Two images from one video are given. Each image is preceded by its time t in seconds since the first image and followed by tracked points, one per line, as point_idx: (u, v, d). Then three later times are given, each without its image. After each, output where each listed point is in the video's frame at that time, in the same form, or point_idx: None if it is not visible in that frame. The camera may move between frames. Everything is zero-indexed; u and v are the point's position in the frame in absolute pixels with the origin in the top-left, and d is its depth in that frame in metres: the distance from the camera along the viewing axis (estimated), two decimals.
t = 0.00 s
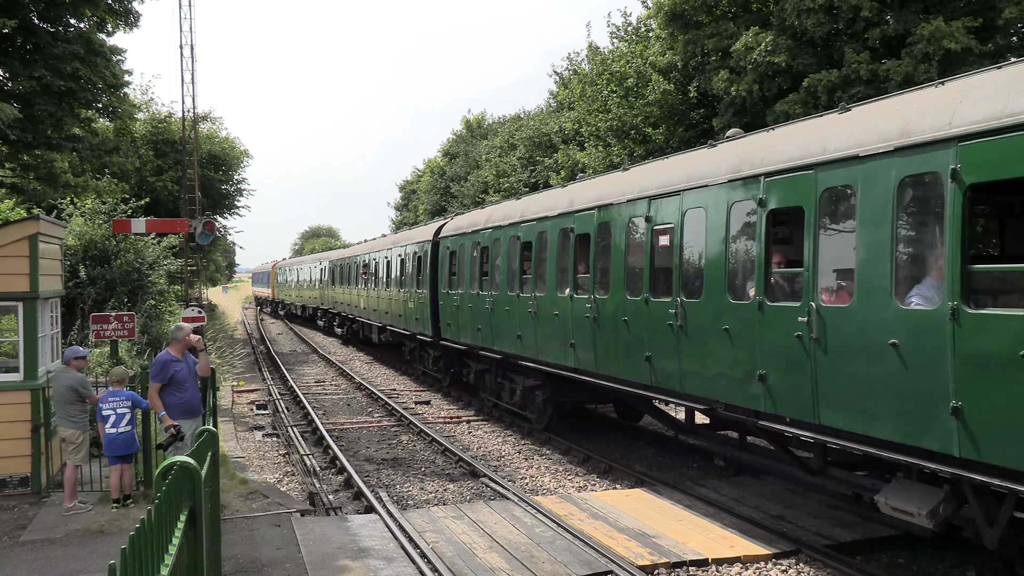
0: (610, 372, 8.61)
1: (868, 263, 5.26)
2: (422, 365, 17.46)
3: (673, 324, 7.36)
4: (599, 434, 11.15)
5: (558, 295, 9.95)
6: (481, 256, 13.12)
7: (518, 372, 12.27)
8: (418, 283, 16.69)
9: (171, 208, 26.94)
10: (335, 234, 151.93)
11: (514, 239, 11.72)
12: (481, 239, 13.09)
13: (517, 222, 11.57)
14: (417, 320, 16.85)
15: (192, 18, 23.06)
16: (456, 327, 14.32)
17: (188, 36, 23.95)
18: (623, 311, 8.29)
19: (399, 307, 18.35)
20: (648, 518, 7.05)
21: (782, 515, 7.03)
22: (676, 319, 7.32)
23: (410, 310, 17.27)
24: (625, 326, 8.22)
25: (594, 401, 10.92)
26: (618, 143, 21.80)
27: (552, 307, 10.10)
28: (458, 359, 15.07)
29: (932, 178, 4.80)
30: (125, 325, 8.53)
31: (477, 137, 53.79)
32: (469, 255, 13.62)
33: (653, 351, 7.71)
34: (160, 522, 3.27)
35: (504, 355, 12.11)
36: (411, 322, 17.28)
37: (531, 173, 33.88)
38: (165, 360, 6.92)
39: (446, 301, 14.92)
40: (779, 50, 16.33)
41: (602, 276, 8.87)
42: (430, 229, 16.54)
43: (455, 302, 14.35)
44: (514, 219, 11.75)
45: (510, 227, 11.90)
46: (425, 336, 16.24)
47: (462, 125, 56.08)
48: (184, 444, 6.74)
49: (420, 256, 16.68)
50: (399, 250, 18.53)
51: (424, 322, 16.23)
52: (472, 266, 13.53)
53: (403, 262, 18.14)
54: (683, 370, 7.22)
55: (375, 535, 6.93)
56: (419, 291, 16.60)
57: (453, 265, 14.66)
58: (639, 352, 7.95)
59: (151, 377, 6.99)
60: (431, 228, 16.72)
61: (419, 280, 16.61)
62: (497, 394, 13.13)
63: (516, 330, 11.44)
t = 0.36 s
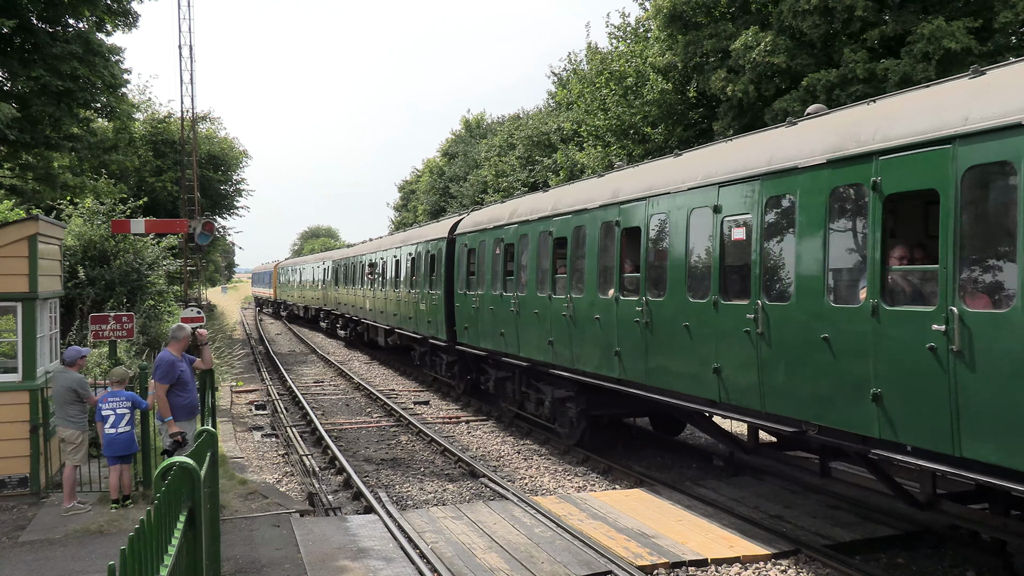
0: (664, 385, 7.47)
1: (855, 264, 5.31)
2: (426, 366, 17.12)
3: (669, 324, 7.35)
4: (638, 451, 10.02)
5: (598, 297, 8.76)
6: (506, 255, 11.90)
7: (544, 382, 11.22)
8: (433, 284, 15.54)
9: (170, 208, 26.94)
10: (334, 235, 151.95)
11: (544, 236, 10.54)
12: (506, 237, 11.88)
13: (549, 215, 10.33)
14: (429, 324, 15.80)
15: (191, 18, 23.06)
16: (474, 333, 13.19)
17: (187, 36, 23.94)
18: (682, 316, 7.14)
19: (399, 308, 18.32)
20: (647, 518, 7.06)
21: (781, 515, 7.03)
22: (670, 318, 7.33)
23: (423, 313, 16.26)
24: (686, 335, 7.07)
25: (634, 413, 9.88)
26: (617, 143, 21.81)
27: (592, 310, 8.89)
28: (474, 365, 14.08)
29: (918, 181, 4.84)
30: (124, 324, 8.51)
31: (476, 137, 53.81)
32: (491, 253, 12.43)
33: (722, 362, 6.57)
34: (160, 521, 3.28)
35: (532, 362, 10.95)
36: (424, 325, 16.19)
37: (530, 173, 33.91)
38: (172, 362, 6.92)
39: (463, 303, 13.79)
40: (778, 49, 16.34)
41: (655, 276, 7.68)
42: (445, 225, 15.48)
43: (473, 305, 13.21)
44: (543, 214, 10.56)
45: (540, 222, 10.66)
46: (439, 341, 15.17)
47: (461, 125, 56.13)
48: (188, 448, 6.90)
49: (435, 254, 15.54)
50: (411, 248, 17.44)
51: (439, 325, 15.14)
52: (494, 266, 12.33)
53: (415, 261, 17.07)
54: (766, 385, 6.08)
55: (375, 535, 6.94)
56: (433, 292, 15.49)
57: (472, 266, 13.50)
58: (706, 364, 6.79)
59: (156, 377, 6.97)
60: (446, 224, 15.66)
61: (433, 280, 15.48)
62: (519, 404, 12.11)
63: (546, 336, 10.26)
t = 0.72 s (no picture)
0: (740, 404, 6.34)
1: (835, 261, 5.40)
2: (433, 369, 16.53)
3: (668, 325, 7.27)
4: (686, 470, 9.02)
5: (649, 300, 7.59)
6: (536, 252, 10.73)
7: (577, 392, 10.16)
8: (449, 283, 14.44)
9: (170, 208, 26.94)
10: (333, 235, 152.11)
11: (581, 230, 9.34)
12: (535, 233, 10.71)
13: (571, 211, 9.58)
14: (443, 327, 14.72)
15: (190, 17, 23.05)
16: (498, 338, 12.04)
17: (186, 36, 23.97)
18: (764, 324, 6.03)
19: (399, 308, 18.29)
20: (646, 518, 7.06)
21: (779, 515, 7.04)
22: (672, 320, 7.18)
23: (436, 315, 15.19)
24: (772, 347, 5.94)
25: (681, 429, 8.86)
26: (617, 143, 21.83)
27: (643, 315, 7.72)
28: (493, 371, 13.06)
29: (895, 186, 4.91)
30: (123, 324, 8.50)
31: (475, 137, 53.84)
32: (517, 249, 11.24)
33: (819, 378, 5.46)
34: (159, 522, 3.28)
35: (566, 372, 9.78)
36: (437, 328, 15.09)
37: (529, 172, 33.96)
38: (175, 361, 6.91)
39: (484, 304, 12.66)
40: (777, 49, 16.36)
41: (725, 276, 6.55)
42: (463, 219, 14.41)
43: (497, 308, 12.04)
44: (578, 206, 9.36)
45: (576, 215, 9.44)
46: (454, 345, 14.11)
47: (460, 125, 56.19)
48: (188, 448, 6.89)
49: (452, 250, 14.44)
50: (424, 244, 16.35)
51: (456, 329, 14.03)
52: (521, 265, 11.14)
53: (428, 258, 15.98)
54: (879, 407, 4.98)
55: (373, 535, 6.94)
56: (448, 291, 14.41)
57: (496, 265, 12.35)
58: (801, 381, 5.64)
59: (159, 376, 6.95)
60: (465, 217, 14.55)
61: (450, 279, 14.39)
62: (546, 416, 11.09)
63: (585, 344, 9.04)
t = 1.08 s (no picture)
0: (852, 428, 5.20)
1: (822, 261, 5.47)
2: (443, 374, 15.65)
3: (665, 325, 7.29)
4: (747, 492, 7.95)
5: (725, 304, 6.44)
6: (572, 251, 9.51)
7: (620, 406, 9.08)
8: (466, 285, 13.23)
9: (169, 208, 26.90)
10: (332, 235, 152.14)
11: (628, 224, 8.11)
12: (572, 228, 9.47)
13: (566, 212, 9.61)
14: (459, 332, 13.58)
15: (190, 16, 23.04)
16: (525, 345, 10.85)
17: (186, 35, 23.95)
18: (885, 332, 4.91)
19: (395, 308, 18.18)
20: (646, 518, 7.08)
21: (778, 516, 7.04)
22: (665, 318, 7.28)
23: (449, 318, 14.10)
24: (897, 361, 4.81)
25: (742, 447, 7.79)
26: (617, 144, 21.84)
27: (715, 320, 6.56)
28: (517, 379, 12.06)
29: (876, 190, 5.03)
30: (123, 325, 8.50)
31: (474, 137, 53.84)
32: (550, 246, 9.97)
33: (964, 400, 4.37)
34: (159, 523, 3.28)
35: (611, 384, 8.59)
36: (451, 333, 13.98)
37: (528, 173, 33.98)
38: (179, 360, 6.92)
39: (510, 308, 11.45)
40: (777, 49, 16.36)
41: (827, 273, 5.41)
42: (481, 213, 13.17)
43: (525, 313, 10.81)
44: (627, 196, 8.11)
45: (623, 206, 8.19)
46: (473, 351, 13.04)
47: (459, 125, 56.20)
48: (188, 448, 6.91)
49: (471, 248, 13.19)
50: (436, 242, 15.15)
51: (475, 335, 12.88)
52: (556, 264, 9.88)
53: (440, 257, 14.83)
54: (917, 411, 4.67)
55: (373, 535, 6.95)
56: (466, 293, 13.23)
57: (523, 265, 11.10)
58: (939, 402, 4.53)
59: (162, 375, 6.97)
60: (484, 211, 13.31)
61: (467, 281, 13.19)
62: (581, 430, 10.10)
63: (637, 353, 7.83)
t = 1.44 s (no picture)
0: (1014, 470, 3.96)
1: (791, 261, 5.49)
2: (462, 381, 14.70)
3: (644, 325, 7.31)
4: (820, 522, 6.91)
5: (828, 309, 5.14)
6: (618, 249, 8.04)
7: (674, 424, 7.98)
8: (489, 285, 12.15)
9: (168, 209, 26.88)
10: (331, 236, 152.22)
11: (691, 215, 6.68)
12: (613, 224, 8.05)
13: (555, 214, 9.65)
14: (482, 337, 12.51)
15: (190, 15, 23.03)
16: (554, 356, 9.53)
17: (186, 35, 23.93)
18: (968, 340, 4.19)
19: (399, 309, 18.02)
20: (646, 519, 7.07)
21: (777, 517, 7.05)
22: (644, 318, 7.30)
23: (470, 321, 13.08)
24: (986, 374, 4.07)
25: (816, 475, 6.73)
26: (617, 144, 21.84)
27: (812, 328, 5.26)
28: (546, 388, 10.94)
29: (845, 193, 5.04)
30: (123, 326, 8.50)
31: (475, 137, 53.87)
32: (556, 247, 9.56)
33: (929, 400, 4.38)
34: (160, 524, 3.27)
35: (666, 399, 7.23)
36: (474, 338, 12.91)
37: (528, 172, 34.00)
38: (181, 362, 6.94)
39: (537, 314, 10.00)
40: (778, 48, 16.36)
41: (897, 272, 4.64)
42: (504, 207, 12.14)
43: (557, 320, 9.35)
44: (689, 182, 6.65)
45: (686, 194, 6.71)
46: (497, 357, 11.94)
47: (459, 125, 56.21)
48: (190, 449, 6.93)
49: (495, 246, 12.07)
50: (454, 240, 14.09)
51: (499, 340, 11.79)
52: (597, 263, 8.34)
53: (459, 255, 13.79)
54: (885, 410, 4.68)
55: (373, 536, 6.94)
56: (488, 295, 12.17)
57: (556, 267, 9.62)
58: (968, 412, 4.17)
59: (164, 376, 6.99)
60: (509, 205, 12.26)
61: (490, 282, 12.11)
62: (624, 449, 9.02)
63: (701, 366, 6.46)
